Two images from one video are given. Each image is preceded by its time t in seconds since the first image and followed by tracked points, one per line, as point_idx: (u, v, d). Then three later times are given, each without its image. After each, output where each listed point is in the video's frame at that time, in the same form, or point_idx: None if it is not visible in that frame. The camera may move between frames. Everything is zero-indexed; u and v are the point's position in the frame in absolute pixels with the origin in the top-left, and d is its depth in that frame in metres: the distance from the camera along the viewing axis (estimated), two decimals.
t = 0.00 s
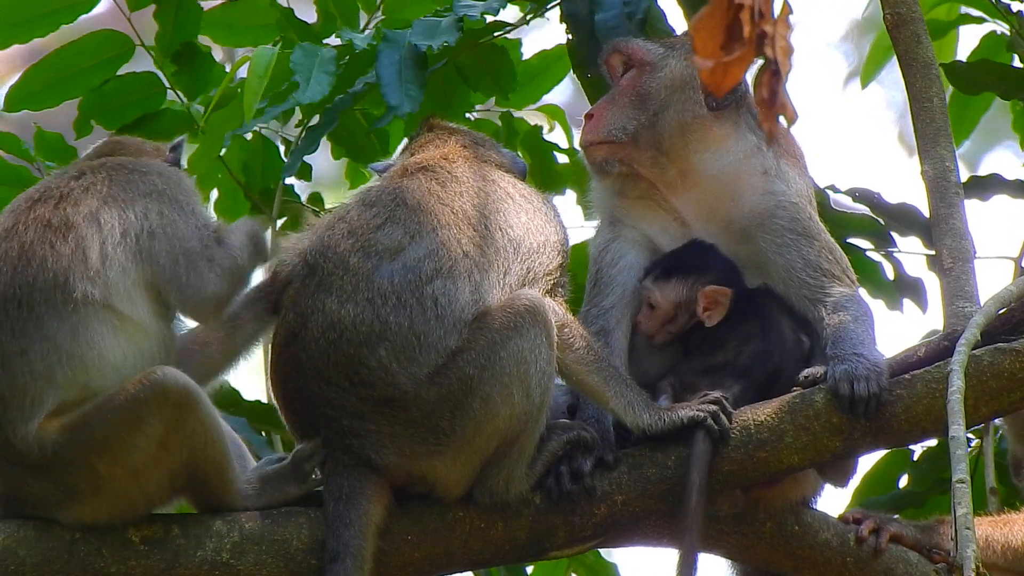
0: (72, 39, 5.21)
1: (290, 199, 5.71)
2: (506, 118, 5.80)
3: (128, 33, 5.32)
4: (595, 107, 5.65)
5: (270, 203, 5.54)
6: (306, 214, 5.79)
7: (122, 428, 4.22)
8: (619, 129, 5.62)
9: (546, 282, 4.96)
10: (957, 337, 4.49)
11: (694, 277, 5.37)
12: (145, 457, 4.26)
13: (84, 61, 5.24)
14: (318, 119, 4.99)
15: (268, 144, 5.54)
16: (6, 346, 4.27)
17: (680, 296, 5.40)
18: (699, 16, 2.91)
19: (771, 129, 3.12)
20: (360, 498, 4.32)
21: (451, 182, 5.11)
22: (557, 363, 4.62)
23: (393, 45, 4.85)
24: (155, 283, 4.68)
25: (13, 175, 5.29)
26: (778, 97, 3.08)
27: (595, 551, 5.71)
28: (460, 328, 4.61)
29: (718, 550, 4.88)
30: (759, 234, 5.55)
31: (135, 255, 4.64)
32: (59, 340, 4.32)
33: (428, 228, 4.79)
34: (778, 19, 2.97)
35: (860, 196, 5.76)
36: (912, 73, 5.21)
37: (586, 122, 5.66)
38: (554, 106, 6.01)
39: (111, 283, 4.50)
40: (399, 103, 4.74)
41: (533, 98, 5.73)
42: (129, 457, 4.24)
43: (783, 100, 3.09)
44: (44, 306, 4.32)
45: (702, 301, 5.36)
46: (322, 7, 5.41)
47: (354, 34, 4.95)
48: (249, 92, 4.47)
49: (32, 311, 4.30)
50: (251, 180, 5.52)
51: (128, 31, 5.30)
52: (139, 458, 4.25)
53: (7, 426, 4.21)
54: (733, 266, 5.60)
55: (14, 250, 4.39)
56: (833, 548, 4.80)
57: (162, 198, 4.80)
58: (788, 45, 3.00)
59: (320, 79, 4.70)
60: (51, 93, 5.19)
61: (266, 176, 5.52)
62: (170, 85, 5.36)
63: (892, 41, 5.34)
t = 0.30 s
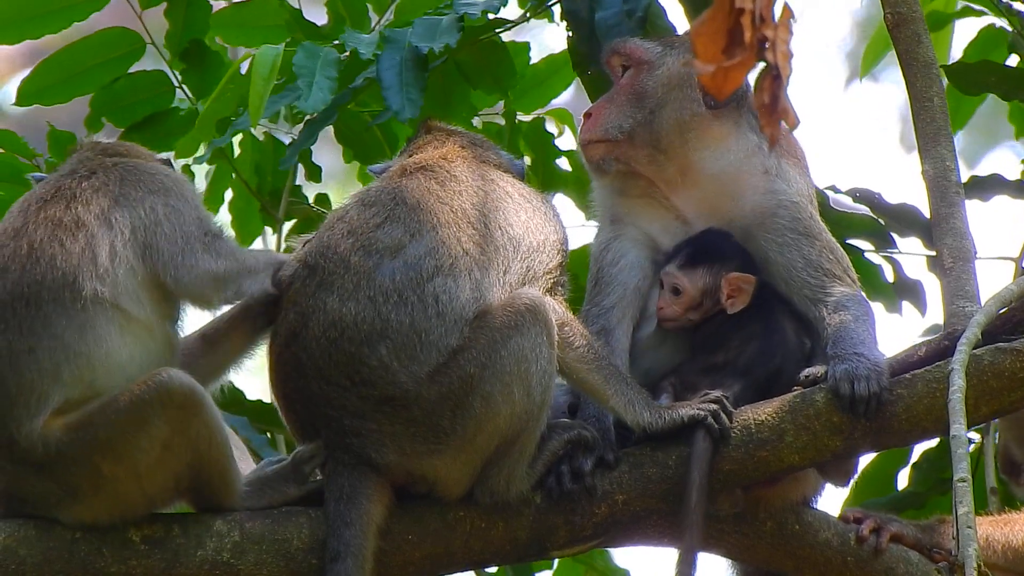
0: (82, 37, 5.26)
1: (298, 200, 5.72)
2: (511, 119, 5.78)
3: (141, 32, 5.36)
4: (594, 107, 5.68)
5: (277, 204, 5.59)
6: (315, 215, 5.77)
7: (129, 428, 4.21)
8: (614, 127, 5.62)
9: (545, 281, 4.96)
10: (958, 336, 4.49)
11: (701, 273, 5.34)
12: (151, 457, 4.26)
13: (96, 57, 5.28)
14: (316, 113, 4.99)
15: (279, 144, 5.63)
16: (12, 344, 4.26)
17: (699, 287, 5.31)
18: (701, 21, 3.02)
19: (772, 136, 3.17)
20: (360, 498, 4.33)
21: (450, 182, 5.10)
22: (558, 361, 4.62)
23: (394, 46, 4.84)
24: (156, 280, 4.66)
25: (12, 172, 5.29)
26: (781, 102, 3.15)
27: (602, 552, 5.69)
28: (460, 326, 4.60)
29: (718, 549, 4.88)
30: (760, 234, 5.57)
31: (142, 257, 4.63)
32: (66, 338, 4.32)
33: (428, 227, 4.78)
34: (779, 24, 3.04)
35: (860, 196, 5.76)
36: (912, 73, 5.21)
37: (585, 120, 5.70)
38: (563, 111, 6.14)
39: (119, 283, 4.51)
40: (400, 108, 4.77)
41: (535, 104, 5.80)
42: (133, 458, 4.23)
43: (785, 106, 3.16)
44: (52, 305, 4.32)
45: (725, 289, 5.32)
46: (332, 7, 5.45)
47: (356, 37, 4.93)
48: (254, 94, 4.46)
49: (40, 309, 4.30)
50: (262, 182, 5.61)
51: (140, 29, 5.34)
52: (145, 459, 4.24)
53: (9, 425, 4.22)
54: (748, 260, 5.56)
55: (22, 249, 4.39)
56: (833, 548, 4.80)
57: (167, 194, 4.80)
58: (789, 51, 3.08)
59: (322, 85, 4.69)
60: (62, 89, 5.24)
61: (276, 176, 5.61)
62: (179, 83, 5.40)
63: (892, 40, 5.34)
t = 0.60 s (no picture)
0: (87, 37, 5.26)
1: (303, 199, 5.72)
2: (514, 121, 5.78)
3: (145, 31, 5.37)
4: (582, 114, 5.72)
5: (283, 205, 5.65)
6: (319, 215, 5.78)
7: (128, 428, 4.21)
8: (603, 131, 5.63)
9: (546, 282, 4.95)
10: (958, 337, 4.49)
11: (704, 273, 5.34)
12: (151, 458, 4.25)
13: (102, 57, 5.28)
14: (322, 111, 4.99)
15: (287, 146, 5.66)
16: (11, 345, 4.26)
17: (700, 287, 5.32)
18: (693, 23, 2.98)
19: (764, 141, 3.04)
20: (361, 498, 4.32)
21: (453, 182, 5.10)
22: (558, 362, 4.62)
23: (393, 46, 4.85)
24: (162, 279, 4.72)
25: (14, 172, 5.29)
26: (772, 105, 3.02)
27: (604, 552, 5.69)
28: (461, 328, 4.60)
29: (719, 549, 4.88)
30: (759, 234, 5.59)
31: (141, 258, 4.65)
32: (65, 339, 4.32)
33: (431, 228, 4.78)
34: (773, 27, 2.97)
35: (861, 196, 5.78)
36: (912, 73, 5.21)
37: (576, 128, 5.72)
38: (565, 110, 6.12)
39: (118, 284, 4.51)
40: (399, 106, 4.77)
41: (546, 104, 5.78)
42: (133, 458, 4.23)
43: (776, 111, 3.04)
44: (50, 306, 4.32)
45: (726, 289, 5.33)
46: (335, 7, 5.48)
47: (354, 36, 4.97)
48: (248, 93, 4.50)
49: (38, 310, 4.30)
50: (270, 184, 5.65)
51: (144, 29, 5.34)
52: (145, 459, 4.24)
53: (11, 425, 4.23)
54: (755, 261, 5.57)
55: (22, 251, 4.39)
56: (834, 548, 4.80)
57: (168, 199, 4.81)
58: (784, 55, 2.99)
59: (318, 82, 4.69)
60: (69, 88, 5.24)
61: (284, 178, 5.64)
62: (183, 84, 5.40)
63: (893, 41, 5.34)
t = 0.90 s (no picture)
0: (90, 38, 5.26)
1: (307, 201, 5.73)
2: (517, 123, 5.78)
3: (147, 32, 5.35)
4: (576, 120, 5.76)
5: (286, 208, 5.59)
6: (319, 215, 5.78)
7: (129, 431, 4.21)
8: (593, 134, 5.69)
9: (546, 282, 4.96)
10: (959, 337, 4.50)
11: (704, 275, 5.34)
12: (152, 461, 4.25)
13: (104, 59, 5.28)
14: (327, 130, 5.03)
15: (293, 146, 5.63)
16: (11, 347, 4.26)
17: (700, 288, 5.31)
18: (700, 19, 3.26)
19: (773, 133, 3.36)
20: (361, 499, 4.32)
21: (454, 183, 5.10)
22: (559, 363, 4.62)
23: (393, 50, 4.85)
24: (164, 281, 4.68)
25: (15, 172, 5.31)
26: (782, 100, 3.35)
27: (607, 553, 5.68)
28: (462, 329, 4.60)
29: (719, 550, 4.88)
30: (754, 233, 5.57)
31: (142, 259, 4.63)
32: (65, 340, 4.31)
33: (433, 229, 4.79)
34: (780, 23, 3.27)
35: (861, 197, 5.81)
36: (913, 73, 5.20)
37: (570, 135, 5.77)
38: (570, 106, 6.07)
39: (119, 286, 4.50)
40: (399, 111, 4.77)
41: (549, 101, 5.77)
42: (135, 461, 4.23)
43: (786, 104, 3.37)
44: (50, 307, 4.32)
45: (726, 289, 5.32)
46: (338, 8, 5.47)
47: (353, 40, 4.96)
48: (250, 98, 4.53)
49: (38, 311, 4.30)
50: (279, 180, 5.64)
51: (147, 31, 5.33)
52: (145, 462, 4.24)
53: (12, 426, 4.23)
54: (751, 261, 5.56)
55: (23, 252, 4.40)
56: (834, 549, 4.80)
57: (170, 203, 4.77)
58: (790, 48, 3.31)
59: (318, 87, 4.69)
60: (71, 90, 5.25)
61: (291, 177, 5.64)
62: (185, 85, 5.39)
63: (894, 42, 5.34)
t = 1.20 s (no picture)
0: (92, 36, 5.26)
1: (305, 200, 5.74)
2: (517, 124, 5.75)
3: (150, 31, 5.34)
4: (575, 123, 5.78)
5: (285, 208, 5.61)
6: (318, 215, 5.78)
7: (132, 433, 4.20)
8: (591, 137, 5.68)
9: (547, 282, 4.96)
10: (960, 337, 4.51)
11: (701, 278, 5.32)
12: (155, 463, 4.25)
13: (106, 57, 5.28)
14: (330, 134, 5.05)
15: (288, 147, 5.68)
16: (17, 345, 4.26)
17: (698, 292, 5.30)
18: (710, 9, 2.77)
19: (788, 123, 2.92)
20: (362, 499, 4.32)
21: (456, 183, 5.10)
22: (559, 363, 4.63)
23: (394, 51, 4.84)
24: (171, 281, 4.67)
25: (15, 171, 5.32)
26: (796, 88, 2.93)
27: (613, 552, 5.70)
28: (463, 329, 4.61)
29: (720, 550, 4.88)
30: (753, 233, 5.57)
31: (153, 259, 4.62)
32: (71, 340, 4.31)
33: (434, 229, 4.79)
34: (790, 10, 2.87)
35: (862, 198, 5.82)
36: (914, 73, 5.20)
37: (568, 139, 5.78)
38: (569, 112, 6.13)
39: (127, 285, 4.49)
40: (401, 109, 4.75)
41: (552, 102, 5.85)
42: (137, 462, 4.22)
43: (799, 92, 2.94)
44: (58, 306, 4.32)
45: (725, 292, 5.31)
46: (340, 8, 5.47)
47: (353, 41, 4.96)
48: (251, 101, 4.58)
49: (46, 309, 4.30)
50: (273, 181, 5.67)
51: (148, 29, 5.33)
52: (148, 467, 4.24)
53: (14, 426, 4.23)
54: (751, 260, 5.57)
55: (32, 249, 4.41)
56: (834, 549, 4.80)
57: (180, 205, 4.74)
58: (801, 37, 2.91)
59: (321, 87, 4.70)
60: (74, 87, 5.26)
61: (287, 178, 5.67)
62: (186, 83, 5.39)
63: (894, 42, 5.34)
